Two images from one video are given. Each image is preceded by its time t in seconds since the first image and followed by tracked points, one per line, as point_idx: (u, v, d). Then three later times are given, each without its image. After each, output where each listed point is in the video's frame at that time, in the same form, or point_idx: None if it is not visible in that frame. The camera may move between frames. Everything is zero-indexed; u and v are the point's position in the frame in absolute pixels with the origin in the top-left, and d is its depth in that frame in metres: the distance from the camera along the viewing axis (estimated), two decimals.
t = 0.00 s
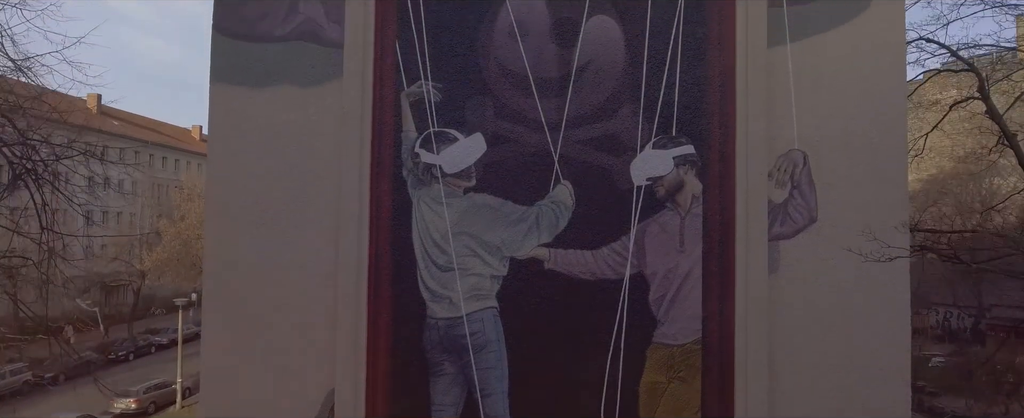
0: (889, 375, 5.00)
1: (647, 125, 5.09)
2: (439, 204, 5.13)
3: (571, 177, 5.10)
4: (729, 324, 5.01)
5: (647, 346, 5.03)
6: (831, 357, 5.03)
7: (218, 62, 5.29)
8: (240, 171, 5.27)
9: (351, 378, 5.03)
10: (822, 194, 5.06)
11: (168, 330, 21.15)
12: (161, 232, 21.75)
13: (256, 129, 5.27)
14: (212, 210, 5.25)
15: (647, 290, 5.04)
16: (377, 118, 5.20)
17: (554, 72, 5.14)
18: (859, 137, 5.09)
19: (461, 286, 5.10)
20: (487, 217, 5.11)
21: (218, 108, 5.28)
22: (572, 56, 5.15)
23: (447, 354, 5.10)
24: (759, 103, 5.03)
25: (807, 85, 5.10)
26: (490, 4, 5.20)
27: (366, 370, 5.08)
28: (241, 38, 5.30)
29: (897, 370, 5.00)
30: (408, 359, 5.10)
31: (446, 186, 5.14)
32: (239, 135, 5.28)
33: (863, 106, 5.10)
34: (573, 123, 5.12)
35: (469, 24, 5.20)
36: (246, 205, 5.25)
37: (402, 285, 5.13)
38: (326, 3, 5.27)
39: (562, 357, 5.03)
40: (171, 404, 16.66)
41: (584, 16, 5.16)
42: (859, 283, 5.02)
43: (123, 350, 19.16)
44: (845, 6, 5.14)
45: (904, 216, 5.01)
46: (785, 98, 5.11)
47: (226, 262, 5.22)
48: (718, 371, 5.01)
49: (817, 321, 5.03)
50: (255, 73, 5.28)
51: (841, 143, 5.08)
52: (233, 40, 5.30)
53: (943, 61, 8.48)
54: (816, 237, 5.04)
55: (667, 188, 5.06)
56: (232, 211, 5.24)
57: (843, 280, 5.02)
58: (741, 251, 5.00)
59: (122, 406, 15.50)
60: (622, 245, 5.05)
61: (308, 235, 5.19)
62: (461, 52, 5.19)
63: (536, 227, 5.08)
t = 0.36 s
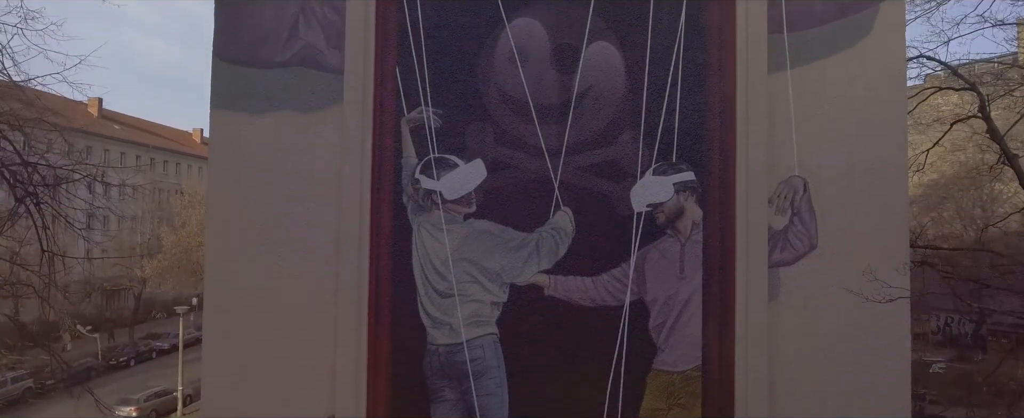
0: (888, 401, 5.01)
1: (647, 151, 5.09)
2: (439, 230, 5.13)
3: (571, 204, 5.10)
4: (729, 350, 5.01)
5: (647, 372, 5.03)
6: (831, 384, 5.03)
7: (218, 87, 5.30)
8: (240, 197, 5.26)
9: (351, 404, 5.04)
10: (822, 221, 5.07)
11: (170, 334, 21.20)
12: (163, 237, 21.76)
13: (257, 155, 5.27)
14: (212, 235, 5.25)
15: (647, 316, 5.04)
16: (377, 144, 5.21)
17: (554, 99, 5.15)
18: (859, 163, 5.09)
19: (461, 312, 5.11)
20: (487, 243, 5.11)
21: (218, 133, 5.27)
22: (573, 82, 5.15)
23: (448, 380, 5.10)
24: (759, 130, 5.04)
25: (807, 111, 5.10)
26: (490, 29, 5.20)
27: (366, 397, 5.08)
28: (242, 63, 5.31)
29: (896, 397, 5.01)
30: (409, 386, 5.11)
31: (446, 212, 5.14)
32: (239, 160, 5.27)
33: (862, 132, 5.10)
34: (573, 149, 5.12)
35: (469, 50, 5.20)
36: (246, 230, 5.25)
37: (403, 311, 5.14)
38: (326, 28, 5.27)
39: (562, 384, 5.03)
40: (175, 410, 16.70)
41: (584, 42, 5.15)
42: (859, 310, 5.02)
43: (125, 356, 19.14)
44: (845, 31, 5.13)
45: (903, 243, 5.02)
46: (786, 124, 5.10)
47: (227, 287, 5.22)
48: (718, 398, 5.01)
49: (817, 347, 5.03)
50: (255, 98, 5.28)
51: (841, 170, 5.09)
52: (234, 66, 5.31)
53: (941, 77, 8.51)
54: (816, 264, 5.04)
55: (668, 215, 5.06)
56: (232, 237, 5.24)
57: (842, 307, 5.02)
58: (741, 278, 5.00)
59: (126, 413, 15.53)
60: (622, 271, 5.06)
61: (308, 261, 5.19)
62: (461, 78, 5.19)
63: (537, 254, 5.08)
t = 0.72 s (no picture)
0: None
1: (647, 178, 5.09)
2: (439, 257, 5.14)
3: (571, 230, 5.10)
4: (729, 377, 5.02)
5: (647, 399, 5.03)
6: (830, 410, 5.04)
7: (219, 112, 5.29)
8: (240, 222, 5.25)
9: None
10: (822, 248, 5.06)
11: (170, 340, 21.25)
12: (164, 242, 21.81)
13: (256, 180, 5.26)
14: (212, 262, 5.24)
15: (647, 343, 5.05)
16: (377, 170, 5.20)
17: (554, 125, 5.15)
18: (859, 189, 5.08)
19: (461, 339, 5.11)
20: (487, 269, 5.11)
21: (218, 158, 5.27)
22: (573, 108, 5.15)
23: (448, 407, 5.10)
24: (759, 156, 5.03)
25: (808, 137, 5.09)
26: (490, 55, 5.19)
27: None
28: (242, 88, 5.30)
29: None
30: (409, 412, 5.10)
31: (446, 239, 5.15)
32: (239, 186, 5.27)
33: (863, 159, 5.10)
34: (573, 175, 5.12)
35: (469, 76, 5.20)
36: (246, 256, 5.24)
37: (403, 338, 5.14)
38: (325, 54, 5.25)
39: (562, 411, 5.04)
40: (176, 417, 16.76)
41: (584, 68, 5.15)
42: (859, 337, 5.02)
43: (125, 362, 19.18)
44: (846, 56, 5.12)
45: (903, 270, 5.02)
46: (786, 150, 5.09)
47: (227, 313, 5.22)
48: None
49: (818, 374, 5.02)
50: (255, 124, 5.28)
51: (841, 196, 5.08)
52: (234, 91, 5.30)
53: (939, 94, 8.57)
54: (816, 291, 5.04)
55: (667, 242, 5.07)
56: (232, 263, 5.23)
57: (842, 334, 5.02)
58: (742, 305, 5.00)
59: None
60: (622, 299, 5.06)
61: (308, 287, 5.18)
62: (461, 104, 5.19)
63: (537, 281, 5.08)
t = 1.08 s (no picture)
0: None
1: (647, 201, 5.09)
2: (439, 280, 5.14)
3: (571, 254, 5.10)
4: (729, 401, 5.01)
5: None
6: None
7: (219, 136, 5.29)
8: (240, 245, 5.26)
9: None
10: (822, 271, 5.05)
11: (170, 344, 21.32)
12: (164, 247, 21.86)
13: (256, 203, 5.26)
14: (212, 284, 5.24)
15: (647, 367, 5.05)
16: (377, 193, 5.21)
17: (554, 148, 5.14)
18: (859, 212, 5.07)
19: (461, 362, 5.11)
20: (487, 293, 5.11)
21: (218, 181, 5.27)
22: (572, 132, 5.15)
23: None
24: (759, 180, 5.02)
25: (808, 161, 5.08)
26: (490, 78, 5.20)
27: None
28: (242, 112, 5.30)
29: None
30: None
31: (446, 262, 5.15)
32: (239, 209, 5.27)
33: (863, 183, 5.08)
34: (573, 199, 5.12)
35: (469, 99, 5.20)
36: (246, 279, 5.24)
37: (403, 361, 5.14)
38: (326, 76, 5.25)
39: None
40: None
41: (584, 91, 5.14)
42: (859, 361, 5.02)
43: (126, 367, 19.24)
44: (847, 79, 5.10)
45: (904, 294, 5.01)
46: (787, 174, 5.08)
47: (228, 335, 5.23)
48: None
49: (818, 398, 5.02)
50: (255, 147, 5.28)
51: (842, 220, 5.07)
52: (235, 114, 5.31)
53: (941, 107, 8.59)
54: (816, 315, 5.04)
55: (667, 266, 5.07)
56: (233, 286, 5.24)
57: (842, 358, 5.02)
58: (741, 329, 5.00)
59: None
60: (622, 322, 5.06)
61: (307, 310, 5.18)
62: (461, 127, 5.20)
63: (536, 304, 5.08)
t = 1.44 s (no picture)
0: None
1: (647, 228, 5.09)
2: (439, 307, 5.14)
3: (571, 281, 5.09)
4: None
5: None
6: None
7: (219, 161, 5.28)
8: (240, 271, 5.25)
9: None
10: (823, 299, 5.04)
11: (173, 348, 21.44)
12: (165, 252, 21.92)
13: (256, 229, 5.26)
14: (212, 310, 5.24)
15: (647, 395, 5.05)
16: (377, 219, 5.21)
17: (554, 175, 5.13)
18: (861, 239, 5.05)
19: (461, 389, 5.11)
20: (487, 320, 5.11)
21: (218, 207, 5.26)
22: (572, 159, 5.14)
23: None
24: (760, 207, 5.01)
25: (809, 188, 5.07)
26: (489, 104, 5.19)
27: None
28: (242, 137, 5.29)
29: None
30: None
31: (446, 289, 5.15)
32: (239, 235, 5.26)
33: (865, 210, 5.06)
34: (572, 226, 5.11)
35: (469, 125, 5.20)
36: (246, 304, 5.23)
37: (403, 388, 5.14)
38: (326, 103, 5.25)
39: None
40: None
41: (584, 118, 5.14)
42: (860, 390, 5.01)
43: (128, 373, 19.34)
44: (849, 106, 5.08)
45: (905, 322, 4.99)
46: (787, 201, 5.07)
47: (227, 362, 5.23)
48: None
49: None
50: (255, 173, 5.27)
51: (843, 247, 5.05)
52: (234, 140, 5.29)
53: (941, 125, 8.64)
54: (816, 342, 5.02)
55: (667, 293, 5.07)
56: (232, 312, 5.23)
57: (843, 386, 5.00)
58: (741, 358, 4.99)
59: None
60: (622, 350, 5.06)
61: (307, 336, 5.17)
62: (460, 153, 5.19)
63: (537, 331, 5.08)
